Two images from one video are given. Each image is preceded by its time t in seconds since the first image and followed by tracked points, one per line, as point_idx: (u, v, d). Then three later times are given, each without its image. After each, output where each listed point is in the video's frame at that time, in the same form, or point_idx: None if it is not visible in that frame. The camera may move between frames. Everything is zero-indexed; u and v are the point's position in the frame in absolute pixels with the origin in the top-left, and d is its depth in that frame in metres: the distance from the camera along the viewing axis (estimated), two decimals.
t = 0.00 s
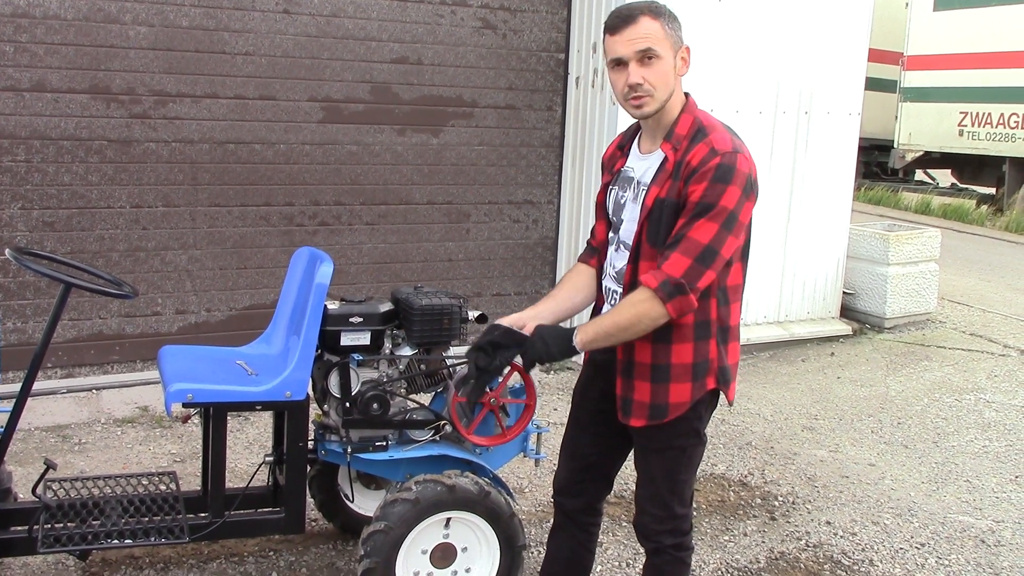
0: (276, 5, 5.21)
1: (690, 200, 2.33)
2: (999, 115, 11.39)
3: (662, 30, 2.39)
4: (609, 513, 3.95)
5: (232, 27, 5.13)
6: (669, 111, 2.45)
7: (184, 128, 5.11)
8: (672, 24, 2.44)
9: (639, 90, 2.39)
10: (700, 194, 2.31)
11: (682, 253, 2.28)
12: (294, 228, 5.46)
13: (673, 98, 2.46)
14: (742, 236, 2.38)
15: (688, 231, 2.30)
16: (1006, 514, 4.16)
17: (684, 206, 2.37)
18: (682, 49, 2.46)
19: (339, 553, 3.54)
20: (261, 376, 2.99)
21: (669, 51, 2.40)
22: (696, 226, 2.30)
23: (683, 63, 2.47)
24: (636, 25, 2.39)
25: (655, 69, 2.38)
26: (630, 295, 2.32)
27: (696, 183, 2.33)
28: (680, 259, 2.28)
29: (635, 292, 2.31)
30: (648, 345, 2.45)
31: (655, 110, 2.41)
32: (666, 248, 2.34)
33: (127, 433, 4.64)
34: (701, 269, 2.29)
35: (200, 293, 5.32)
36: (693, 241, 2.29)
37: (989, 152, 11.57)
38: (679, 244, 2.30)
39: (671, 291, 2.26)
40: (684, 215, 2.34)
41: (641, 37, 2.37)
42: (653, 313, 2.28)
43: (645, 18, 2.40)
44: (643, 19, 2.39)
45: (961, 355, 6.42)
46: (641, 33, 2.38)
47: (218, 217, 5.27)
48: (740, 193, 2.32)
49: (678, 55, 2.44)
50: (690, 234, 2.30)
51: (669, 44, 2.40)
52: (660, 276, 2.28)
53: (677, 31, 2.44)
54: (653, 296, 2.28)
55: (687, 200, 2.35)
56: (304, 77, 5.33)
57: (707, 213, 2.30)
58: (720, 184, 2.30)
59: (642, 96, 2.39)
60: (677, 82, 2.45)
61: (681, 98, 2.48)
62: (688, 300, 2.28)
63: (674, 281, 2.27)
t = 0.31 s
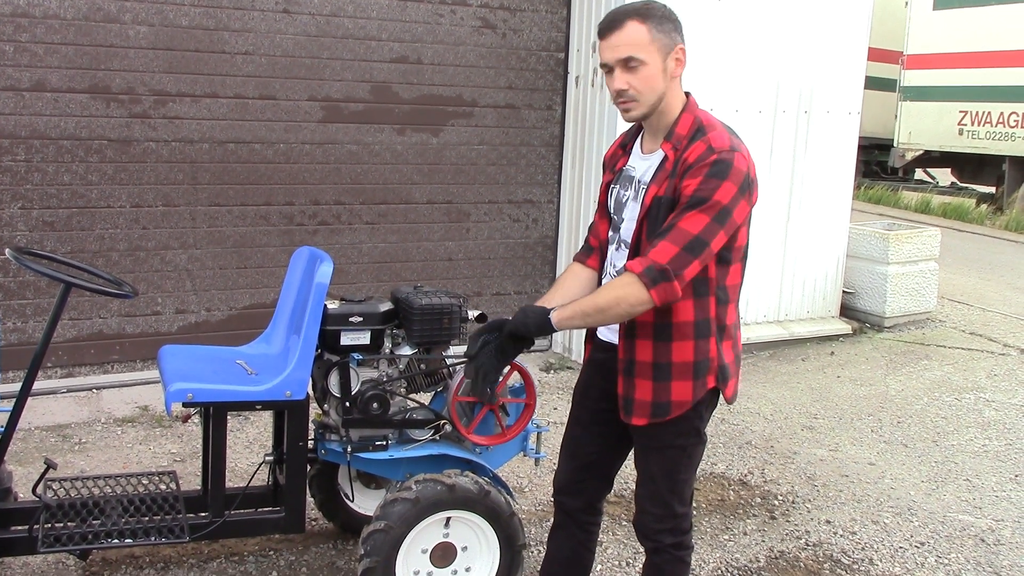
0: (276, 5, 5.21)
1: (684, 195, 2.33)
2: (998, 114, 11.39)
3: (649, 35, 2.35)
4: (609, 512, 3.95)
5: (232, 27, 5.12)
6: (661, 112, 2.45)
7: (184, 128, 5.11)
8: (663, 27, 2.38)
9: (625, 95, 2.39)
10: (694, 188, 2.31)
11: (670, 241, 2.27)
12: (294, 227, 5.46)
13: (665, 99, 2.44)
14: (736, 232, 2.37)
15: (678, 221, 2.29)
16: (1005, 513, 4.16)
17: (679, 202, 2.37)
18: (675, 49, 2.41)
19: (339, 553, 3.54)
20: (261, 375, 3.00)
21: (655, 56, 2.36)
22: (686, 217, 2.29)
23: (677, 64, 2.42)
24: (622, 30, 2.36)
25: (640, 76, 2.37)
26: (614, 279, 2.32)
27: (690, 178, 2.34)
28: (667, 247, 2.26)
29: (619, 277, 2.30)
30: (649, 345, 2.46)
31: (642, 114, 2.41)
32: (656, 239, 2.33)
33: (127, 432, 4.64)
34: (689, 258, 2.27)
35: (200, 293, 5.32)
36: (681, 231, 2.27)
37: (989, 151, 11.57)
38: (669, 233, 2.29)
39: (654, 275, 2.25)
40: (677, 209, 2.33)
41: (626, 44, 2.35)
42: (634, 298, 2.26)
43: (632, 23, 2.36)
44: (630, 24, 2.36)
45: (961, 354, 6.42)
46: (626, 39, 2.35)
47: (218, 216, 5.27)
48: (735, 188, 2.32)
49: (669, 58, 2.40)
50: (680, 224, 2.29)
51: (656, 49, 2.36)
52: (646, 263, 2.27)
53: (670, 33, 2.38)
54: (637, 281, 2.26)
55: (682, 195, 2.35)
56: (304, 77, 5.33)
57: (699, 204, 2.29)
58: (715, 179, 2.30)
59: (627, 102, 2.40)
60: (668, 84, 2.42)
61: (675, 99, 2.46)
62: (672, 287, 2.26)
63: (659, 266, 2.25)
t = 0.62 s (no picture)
0: (277, 8, 5.22)
1: (681, 200, 2.34)
2: (999, 115, 11.39)
3: (598, 59, 2.42)
4: (610, 514, 3.96)
5: (232, 29, 5.14)
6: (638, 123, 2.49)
7: (185, 130, 5.12)
8: (615, 47, 2.41)
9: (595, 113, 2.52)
10: (692, 194, 2.31)
11: (676, 253, 2.28)
12: (295, 230, 5.47)
13: (635, 114, 2.47)
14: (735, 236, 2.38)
15: (680, 230, 2.30)
16: (1006, 514, 4.17)
17: (675, 207, 2.38)
18: (631, 67, 2.41)
19: (341, 555, 3.55)
20: (262, 378, 3.01)
21: (606, 80, 2.43)
22: (688, 225, 2.30)
23: (636, 81, 2.42)
24: (581, 53, 2.48)
25: (599, 98, 2.47)
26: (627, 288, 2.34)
27: (686, 183, 2.34)
28: (674, 259, 2.28)
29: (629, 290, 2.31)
30: (648, 347, 2.47)
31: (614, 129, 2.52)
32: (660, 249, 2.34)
33: (128, 435, 4.65)
34: (696, 269, 2.29)
35: (202, 295, 5.33)
36: (686, 241, 2.28)
37: (990, 152, 11.58)
38: (673, 244, 2.30)
39: (665, 289, 2.27)
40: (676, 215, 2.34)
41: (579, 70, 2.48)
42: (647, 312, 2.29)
43: (587, 46, 2.45)
44: (586, 47, 2.45)
45: (961, 355, 6.42)
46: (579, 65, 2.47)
47: (220, 219, 5.28)
48: (732, 192, 2.32)
49: (624, 76, 2.42)
50: (683, 233, 2.29)
51: (605, 72, 2.42)
52: (656, 277, 2.28)
53: (618, 54, 2.40)
54: (648, 295, 2.28)
55: (679, 201, 2.36)
56: (304, 79, 5.34)
57: (698, 211, 2.30)
58: (711, 184, 2.31)
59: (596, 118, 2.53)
60: (634, 100, 2.45)
61: (648, 112, 2.46)
62: (685, 299, 2.29)
63: (670, 280, 2.27)
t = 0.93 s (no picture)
0: (277, 14, 5.23)
1: (683, 208, 2.33)
2: (999, 119, 11.40)
3: (595, 63, 2.42)
4: (611, 519, 3.96)
5: (234, 35, 5.15)
6: (634, 127, 2.50)
7: (186, 136, 5.13)
8: (611, 50, 2.42)
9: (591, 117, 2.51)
10: (694, 202, 2.31)
11: (690, 266, 2.29)
12: (296, 235, 5.48)
13: (632, 117, 2.48)
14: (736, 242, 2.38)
15: (690, 242, 2.30)
16: (1007, 519, 4.16)
17: (675, 214, 2.38)
18: (629, 70, 2.42)
19: (342, 560, 3.55)
20: (264, 384, 3.01)
21: (605, 82, 2.43)
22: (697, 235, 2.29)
23: (632, 83, 2.43)
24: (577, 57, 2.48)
25: (596, 101, 2.46)
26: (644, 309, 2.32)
27: (686, 191, 2.34)
28: (690, 273, 2.28)
29: (651, 310, 2.30)
30: (646, 353, 2.47)
31: (611, 134, 2.52)
32: (670, 262, 2.34)
33: (130, 440, 4.65)
34: (711, 281, 2.30)
35: (203, 300, 5.33)
36: (698, 252, 2.28)
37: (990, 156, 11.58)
38: (685, 257, 2.30)
39: (687, 305, 2.28)
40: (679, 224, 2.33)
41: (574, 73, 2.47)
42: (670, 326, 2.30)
43: (584, 50, 2.45)
44: (581, 52, 2.46)
45: (963, 359, 6.42)
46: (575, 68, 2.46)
47: (221, 224, 5.29)
48: (733, 198, 2.32)
49: (621, 79, 2.43)
50: (694, 246, 2.29)
51: (602, 74, 2.43)
52: (676, 293, 2.28)
53: (616, 57, 2.41)
54: (670, 312, 2.29)
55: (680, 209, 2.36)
56: (305, 85, 5.35)
57: (700, 219, 2.29)
58: (711, 190, 2.30)
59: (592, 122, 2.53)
60: (632, 102, 2.46)
61: (644, 115, 2.47)
62: (707, 311, 2.31)
63: (691, 294, 2.28)
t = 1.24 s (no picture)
0: (279, 20, 5.25)
1: (694, 213, 2.31)
2: (1000, 124, 11.41)
3: (638, 44, 2.43)
4: (612, 525, 3.96)
5: (235, 42, 5.16)
6: (649, 121, 2.48)
7: (188, 143, 5.14)
8: (650, 36, 2.46)
9: (614, 104, 2.44)
10: (706, 206, 2.29)
11: (720, 276, 2.27)
12: (297, 241, 5.48)
13: (653, 108, 2.48)
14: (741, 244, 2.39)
15: (714, 251, 2.27)
16: (1010, 524, 4.15)
17: (681, 217, 2.37)
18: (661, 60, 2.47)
19: (344, 566, 3.54)
20: (266, 390, 3.01)
21: (644, 65, 2.42)
22: (717, 242, 2.27)
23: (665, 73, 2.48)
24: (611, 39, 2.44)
25: (630, 84, 2.42)
26: (695, 334, 2.25)
27: (695, 195, 2.32)
28: (722, 283, 2.27)
29: (700, 333, 2.25)
30: (644, 359, 2.48)
31: (632, 122, 2.45)
32: (694, 272, 2.30)
33: (131, 447, 4.64)
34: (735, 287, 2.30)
35: (205, 307, 5.33)
36: (724, 260, 2.26)
37: (991, 160, 11.58)
38: (711, 266, 2.27)
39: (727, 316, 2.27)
40: (692, 230, 2.31)
41: (614, 52, 2.42)
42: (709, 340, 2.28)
43: (620, 32, 2.44)
44: (617, 33, 2.44)
45: (964, 364, 6.41)
46: (615, 47, 2.42)
47: (222, 230, 5.29)
48: (739, 201, 2.33)
49: (657, 67, 2.46)
50: (719, 255, 2.26)
51: (643, 57, 2.43)
52: (717, 307, 2.25)
53: (654, 43, 2.45)
54: (713, 328, 2.26)
55: (688, 214, 2.34)
56: (307, 91, 5.36)
57: (718, 225, 2.27)
58: (720, 192, 2.30)
59: (615, 109, 2.44)
60: (656, 94, 2.48)
61: (662, 110, 2.50)
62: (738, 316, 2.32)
63: (727, 304, 2.28)
